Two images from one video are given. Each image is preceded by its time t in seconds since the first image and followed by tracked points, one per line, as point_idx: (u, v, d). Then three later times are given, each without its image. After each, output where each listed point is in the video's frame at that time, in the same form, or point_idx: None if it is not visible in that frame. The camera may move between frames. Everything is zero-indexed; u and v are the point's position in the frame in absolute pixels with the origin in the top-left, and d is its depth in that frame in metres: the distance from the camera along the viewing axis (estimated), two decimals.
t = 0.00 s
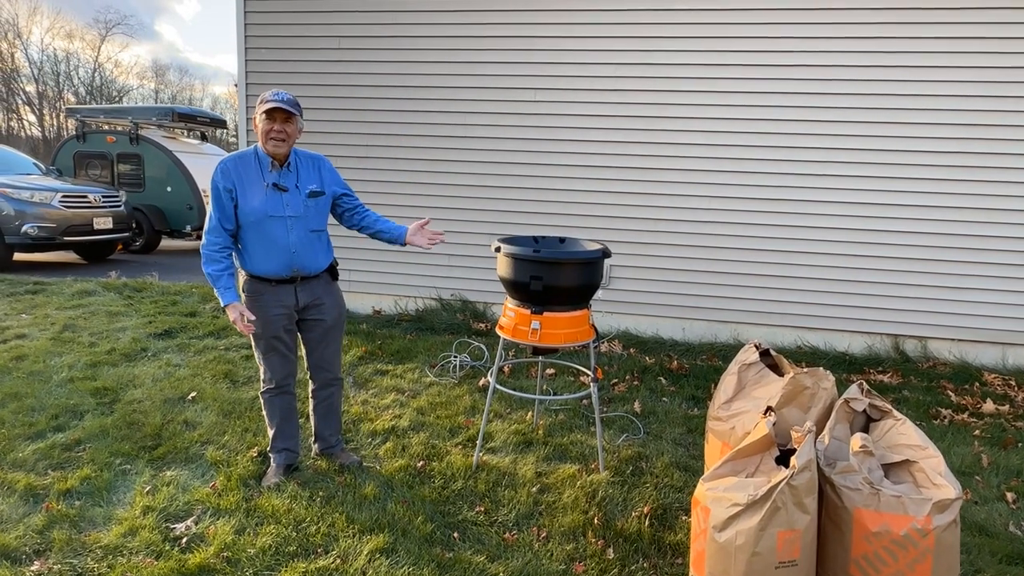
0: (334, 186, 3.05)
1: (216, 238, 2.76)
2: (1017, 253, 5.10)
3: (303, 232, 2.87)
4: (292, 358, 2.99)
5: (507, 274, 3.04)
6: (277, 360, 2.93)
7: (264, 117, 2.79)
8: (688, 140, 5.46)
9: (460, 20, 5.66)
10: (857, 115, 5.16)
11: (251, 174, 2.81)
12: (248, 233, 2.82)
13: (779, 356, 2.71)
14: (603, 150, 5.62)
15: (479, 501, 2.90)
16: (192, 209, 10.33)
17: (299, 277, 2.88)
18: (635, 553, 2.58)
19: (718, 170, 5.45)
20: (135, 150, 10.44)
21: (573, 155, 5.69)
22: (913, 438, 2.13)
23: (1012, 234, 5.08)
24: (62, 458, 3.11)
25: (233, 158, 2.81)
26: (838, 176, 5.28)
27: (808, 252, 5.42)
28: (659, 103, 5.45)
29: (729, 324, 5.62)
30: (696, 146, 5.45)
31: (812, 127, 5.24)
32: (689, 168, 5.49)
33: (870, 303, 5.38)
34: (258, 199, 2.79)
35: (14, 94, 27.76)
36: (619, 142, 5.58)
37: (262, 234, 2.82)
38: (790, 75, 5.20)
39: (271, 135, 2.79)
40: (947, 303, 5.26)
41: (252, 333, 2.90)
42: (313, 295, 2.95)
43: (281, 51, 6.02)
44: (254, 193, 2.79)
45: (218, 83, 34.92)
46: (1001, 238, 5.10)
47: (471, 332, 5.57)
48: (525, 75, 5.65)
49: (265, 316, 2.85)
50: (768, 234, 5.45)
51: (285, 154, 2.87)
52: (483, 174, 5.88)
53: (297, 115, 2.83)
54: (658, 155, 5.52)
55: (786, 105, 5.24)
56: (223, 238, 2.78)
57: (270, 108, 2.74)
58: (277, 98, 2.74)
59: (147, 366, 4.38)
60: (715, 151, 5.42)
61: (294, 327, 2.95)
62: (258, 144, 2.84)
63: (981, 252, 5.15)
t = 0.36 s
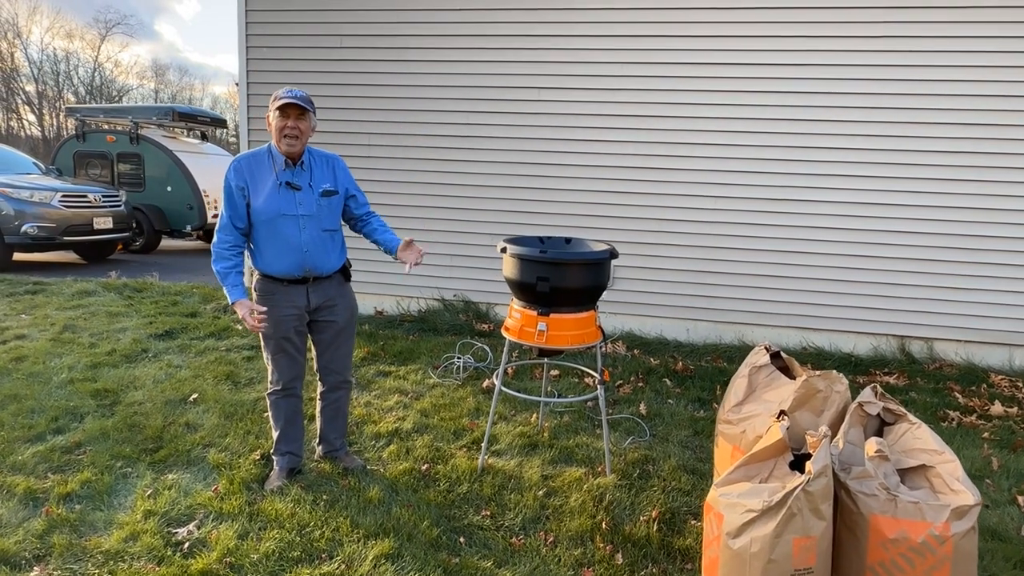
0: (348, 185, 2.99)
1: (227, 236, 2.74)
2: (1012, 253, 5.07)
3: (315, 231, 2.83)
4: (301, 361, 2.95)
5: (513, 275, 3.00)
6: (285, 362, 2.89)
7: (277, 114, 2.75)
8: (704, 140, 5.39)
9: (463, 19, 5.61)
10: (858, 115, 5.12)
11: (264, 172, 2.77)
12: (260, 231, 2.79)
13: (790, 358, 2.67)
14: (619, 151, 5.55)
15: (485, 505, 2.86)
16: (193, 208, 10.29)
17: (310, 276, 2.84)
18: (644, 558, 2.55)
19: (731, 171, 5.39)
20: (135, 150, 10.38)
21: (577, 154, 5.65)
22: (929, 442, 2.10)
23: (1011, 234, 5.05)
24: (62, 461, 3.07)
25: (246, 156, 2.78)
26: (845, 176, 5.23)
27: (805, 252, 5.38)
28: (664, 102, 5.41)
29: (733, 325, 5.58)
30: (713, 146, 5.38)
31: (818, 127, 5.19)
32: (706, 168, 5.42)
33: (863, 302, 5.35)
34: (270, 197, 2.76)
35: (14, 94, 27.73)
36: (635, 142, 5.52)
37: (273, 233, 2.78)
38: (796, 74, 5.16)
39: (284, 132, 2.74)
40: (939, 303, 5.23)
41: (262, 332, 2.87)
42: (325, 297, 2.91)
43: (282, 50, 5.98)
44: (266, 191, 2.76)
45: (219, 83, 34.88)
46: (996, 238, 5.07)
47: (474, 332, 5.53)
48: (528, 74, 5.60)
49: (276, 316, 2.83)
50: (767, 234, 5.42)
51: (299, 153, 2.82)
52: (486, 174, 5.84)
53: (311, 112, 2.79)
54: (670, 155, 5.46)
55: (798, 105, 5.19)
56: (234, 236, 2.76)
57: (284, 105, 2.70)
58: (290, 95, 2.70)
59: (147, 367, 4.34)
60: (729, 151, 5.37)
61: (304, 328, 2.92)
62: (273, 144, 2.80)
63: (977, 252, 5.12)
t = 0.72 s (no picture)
0: (364, 182, 2.95)
1: (241, 226, 2.75)
2: (1010, 254, 5.05)
3: (325, 227, 2.80)
4: (308, 363, 2.92)
5: (517, 275, 2.98)
6: (293, 362, 2.87)
7: (292, 110, 2.76)
8: (709, 140, 5.36)
9: (465, 18, 5.59)
10: (874, 115, 5.07)
11: (279, 168, 2.78)
12: (272, 225, 2.78)
13: (798, 360, 2.65)
14: (621, 151, 5.53)
15: (489, 508, 2.84)
16: (192, 208, 10.27)
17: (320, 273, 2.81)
18: (651, 561, 2.53)
19: (738, 171, 5.35)
20: (135, 150, 10.35)
21: (579, 154, 5.62)
22: (939, 445, 2.07)
23: (1009, 234, 5.02)
24: (63, 462, 3.04)
25: (263, 152, 2.80)
26: (848, 176, 5.20)
27: (805, 252, 5.36)
28: (666, 102, 5.38)
29: (736, 326, 5.56)
30: (716, 146, 5.35)
31: (822, 126, 5.17)
32: (712, 168, 5.39)
33: (859, 302, 5.33)
34: (283, 191, 2.75)
35: (13, 94, 27.71)
36: (647, 142, 5.47)
37: (284, 227, 2.77)
38: (799, 74, 5.13)
39: (297, 127, 2.76)
40: (936, 304, 5.21)
41: (272, 331, 2.85)
42: (334, 298, 2.88)
43: (283, 49, 5.96)
44: (279, 186, 2.76)
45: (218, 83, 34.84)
46: (995, 238, 5.05)
47: (476, 333, 5.51)
48: (530, 73, 5.57)
49: (286, 318, 2.80)
50: (766, 234, 5.39)
51: (314, 148, 2.83)
52: (487, 173, 5.81)
53: (324, 108, 2.79)
54: (679, 155, 5.43)
55: (818, 105, 5.14)
56: (246, 229, 2.76)
57: (297, 100, 2.71)
58: (303, 90, 2.71)
59: (147, 368, 4.31)
60: (738, 151, 5.33)
61: (313, 329, 2.88)
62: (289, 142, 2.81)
63: (976, 252, 5.09)
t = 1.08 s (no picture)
0: (370, 182, 2.95)
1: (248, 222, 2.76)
2: (1016, 254, 5.05)
3: (330, 225, 2.80)
4: (313, 361, 2.92)
5: (518, 274, 2.98)
6: (298, 359, 2.87)
7: (301, 110, 2.76)
8: (710, 140, 5.37)
9: (466, 19, 5.59)
10: (882, 115, 5.07)
11: (286, 166, 2.80)
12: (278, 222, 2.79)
13: (800, 360, 2.65)
14: (622, 151, 5.53)
15: (490, 507, 2.84)
16: (192, 208, 10.26)
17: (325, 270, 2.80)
18: (652, 561, 2.53)
19: (743, 171, 5.35)
20: (134, 150, 10.35)
21: (579, 154, 5.63)
22: (941, 443, 2.07)
23: (1016, 234, 5.02)
24: (63, 462, 3.04)
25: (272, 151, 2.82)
26: (848, 176, 5.21)
27: (810, 252, 5.36)
28: (666, 102, 5.39)
29: (736, 326, 5.56)
30: (717, 146, 5.36)
31: (822, 126, 5.18)
32: (718, 168, 5.39)
33: (864, 303, 5.33)
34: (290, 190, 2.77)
35: (12, 94, 27.68)
36: (645, 142, 5.48)
37: (290, 224, 2.78)
38: (799, 74, 5.14)
39: (306, 127, 2.75)
40: (941, 304, 5.21)
41: (278, 328, 2.85)
42: (340, 297, 2.87)
43: (284, 49, 5.96)
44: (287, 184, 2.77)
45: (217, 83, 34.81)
46: (1002, 238, 5.05)
47: (476, 333, 5.50)
48: (531, 73, 5.58)
49: (292, 314, 2.81)
50: (770, 234, 5.39)
51: (322, 148, 2.82)
52: (488, 173, 5.81)
53: (332, 109, 2.79)
54: (685, 155, 5.43)
55: (823, 105, 5.14)
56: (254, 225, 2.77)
57: (307, 101, 2.70)
58: (313, 91, 2.71)
59: (148, 367, 4.30)
60: (742, 151, 5.33)
61: (318, 328, 2.88)
62: (298, 142, 2.81)
63: (981, 252, 5.10)
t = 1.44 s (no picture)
0: (374, 184, 2.96)
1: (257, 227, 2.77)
2: (1019, 254, 5.06)
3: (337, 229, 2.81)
4: (313, 359, 2.91)
5: (516, 274, 2.98)
6: (298, 357, 2.87)
7: (304, 111, 2.76)
8: (708, 140, 5.38)
9: (464, 19, 5.60)
10: (889, 115, 5.07)
11: (292, 170, 2.79)
12: (285, 226, 2.80)
13: (796, 359, 2.65)
14: (620, 151, 5.54)
15: (488, 506, 2.84)
16: (190, 208, 10.26)
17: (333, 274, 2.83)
18: (648, 559, 2.53)
19: (746, 171, 5.36)
20: (133, 150, 10.35)
21: (578, 154, 5.64)
22: (937, 441, 2.08)
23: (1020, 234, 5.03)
24: (61, 462, 3.04)
25: (278, 154, 2.81)
26: (846, 176, 5.22)
27: (812, 252, 5.37)
28: (663, 101, 5.40)
29: (734, 325, 5.57)
30: (716, 146, 5.37)
31: (819, 126, 5.19)
32: (719, 168, 5.40)
33: (868, 302, 5.34)
34: (296, 193, 2.77)
35: (9, 94, 27.64)
36: (644, 142, 5.49)
37: (297, 228, 2.79)
38: (797, 74, 5.16)
39: (310, 127, 2.76)
40: (939, 303, 5.22)
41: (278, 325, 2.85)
42: (342, 296, 2.88)
43: (282, 49, 5.96)
44: (293, 188, 2.78)
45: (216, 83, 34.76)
46: (1005, 238, 5.06)
47: (474, 333, 5.50)
48: (529, 73, 5.59)
49: (294, 311, 2.82)
50: (773, 234, 5.40)
51: (327, 148, 2.83)
52: (487, 173, 5.81)
53: (336, 108, 2.80)
54: (684, 155, 5.44)
55: (821, 105, 5.16)
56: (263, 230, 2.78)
57: (310, 101, 2.71)
58: (316, 91, 2.71)
59: (146, 368, 4.30)
60: (746, 151, 5.33)
61: (318, 325, 2.88)
62: (301, 143, 2.81)
63: (985, 252, 5.11)
